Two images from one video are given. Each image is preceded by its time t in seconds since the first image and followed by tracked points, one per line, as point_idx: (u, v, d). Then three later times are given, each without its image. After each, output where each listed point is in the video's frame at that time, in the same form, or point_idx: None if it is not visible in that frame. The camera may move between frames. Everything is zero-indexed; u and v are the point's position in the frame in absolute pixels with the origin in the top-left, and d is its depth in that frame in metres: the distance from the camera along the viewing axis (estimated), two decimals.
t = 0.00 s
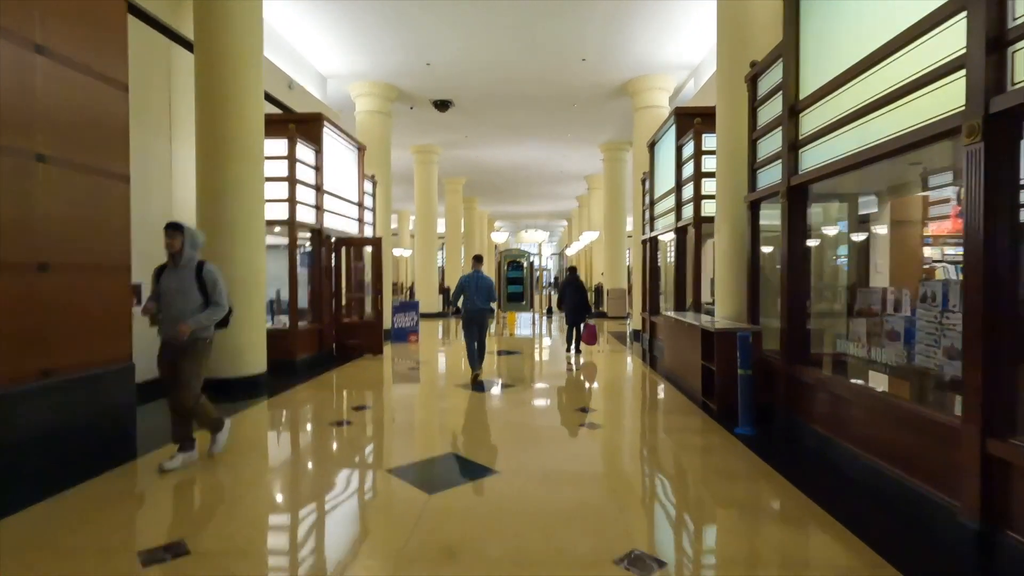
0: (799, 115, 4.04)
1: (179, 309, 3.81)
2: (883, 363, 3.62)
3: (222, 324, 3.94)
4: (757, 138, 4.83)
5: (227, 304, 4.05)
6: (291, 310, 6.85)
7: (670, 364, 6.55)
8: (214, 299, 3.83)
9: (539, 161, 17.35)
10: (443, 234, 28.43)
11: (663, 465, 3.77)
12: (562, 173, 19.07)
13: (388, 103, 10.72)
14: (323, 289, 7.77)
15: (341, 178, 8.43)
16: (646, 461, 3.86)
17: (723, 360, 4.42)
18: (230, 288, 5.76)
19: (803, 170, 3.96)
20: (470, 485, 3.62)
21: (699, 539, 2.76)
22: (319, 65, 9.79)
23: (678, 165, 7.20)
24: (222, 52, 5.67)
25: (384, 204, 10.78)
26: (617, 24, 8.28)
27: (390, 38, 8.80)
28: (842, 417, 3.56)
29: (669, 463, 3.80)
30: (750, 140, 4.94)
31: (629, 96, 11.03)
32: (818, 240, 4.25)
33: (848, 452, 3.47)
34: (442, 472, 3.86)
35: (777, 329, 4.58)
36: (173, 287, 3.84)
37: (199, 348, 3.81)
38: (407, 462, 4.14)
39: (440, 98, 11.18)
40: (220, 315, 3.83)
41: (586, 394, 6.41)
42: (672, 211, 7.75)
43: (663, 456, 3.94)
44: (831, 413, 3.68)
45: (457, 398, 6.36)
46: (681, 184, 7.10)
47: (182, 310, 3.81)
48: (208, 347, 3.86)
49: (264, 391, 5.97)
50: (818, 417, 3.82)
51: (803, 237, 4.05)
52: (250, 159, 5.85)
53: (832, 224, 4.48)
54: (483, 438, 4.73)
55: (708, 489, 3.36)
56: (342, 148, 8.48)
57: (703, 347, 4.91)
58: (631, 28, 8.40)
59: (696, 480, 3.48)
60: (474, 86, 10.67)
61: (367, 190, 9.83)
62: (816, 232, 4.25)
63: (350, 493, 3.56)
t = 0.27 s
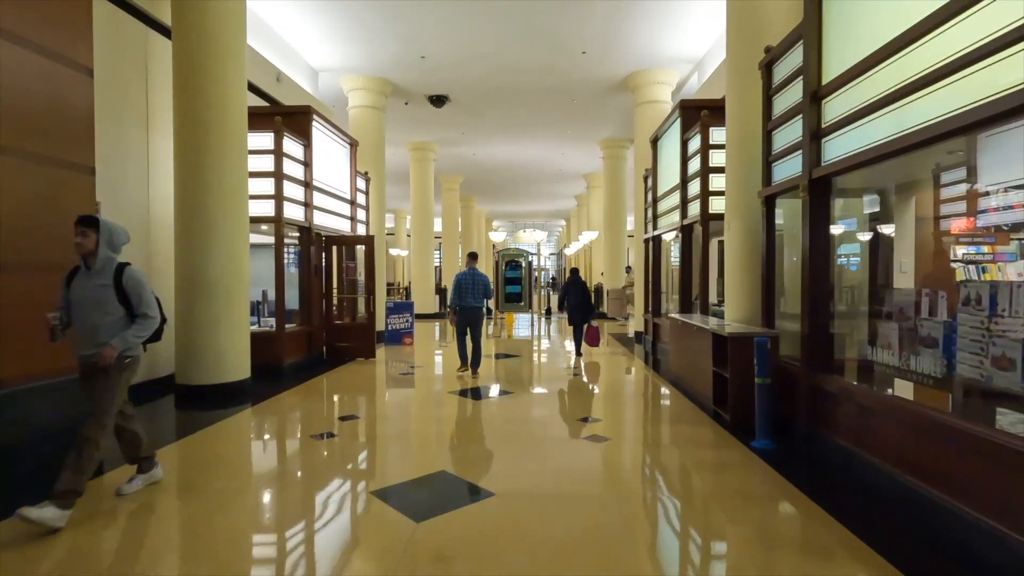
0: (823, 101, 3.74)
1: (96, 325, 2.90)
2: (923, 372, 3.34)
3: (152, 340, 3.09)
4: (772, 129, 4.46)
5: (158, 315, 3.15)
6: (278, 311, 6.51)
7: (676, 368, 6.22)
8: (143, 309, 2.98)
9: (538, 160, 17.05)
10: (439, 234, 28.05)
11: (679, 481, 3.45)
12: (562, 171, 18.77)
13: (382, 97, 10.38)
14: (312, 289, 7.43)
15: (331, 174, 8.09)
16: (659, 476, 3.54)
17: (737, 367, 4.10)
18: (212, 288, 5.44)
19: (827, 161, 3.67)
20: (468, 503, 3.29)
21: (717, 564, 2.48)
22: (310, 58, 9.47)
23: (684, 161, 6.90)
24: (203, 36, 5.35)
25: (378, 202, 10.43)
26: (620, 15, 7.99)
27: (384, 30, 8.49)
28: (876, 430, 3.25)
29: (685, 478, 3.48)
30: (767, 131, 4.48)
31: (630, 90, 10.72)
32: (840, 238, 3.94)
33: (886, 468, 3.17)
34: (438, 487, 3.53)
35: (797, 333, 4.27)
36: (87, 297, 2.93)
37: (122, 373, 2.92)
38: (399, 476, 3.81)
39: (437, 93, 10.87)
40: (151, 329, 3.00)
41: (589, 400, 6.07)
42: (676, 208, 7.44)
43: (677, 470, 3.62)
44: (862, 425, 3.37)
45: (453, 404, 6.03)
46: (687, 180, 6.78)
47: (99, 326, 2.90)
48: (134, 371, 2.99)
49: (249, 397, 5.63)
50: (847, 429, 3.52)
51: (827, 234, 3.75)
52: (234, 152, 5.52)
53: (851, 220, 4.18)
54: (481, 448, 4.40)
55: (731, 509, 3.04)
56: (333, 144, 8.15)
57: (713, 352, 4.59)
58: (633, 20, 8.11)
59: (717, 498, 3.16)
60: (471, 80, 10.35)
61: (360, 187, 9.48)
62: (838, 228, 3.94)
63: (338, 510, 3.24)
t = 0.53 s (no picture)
0: (843, 88, 3.45)
1: None
2: (961, 384, 3.01)
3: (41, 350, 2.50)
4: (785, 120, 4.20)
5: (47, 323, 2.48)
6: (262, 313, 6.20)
7: (680, 373, 5.94)
8: (13, 314, 2.38)
9: (535, 157, 16.76)
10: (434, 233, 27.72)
11: (691, 500, 3.15)
12: (559, 170, 18.47)
13: (374, 92, 10.07)
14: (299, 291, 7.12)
15: (320, 170, 7.79)
16: (668, 494, 3.25)
17: (747, 375, 3.82)
18: (189, 290, 5.13)
19: (849, 152, 3.38)
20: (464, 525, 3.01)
21: None
22: (299, 51, 9.15)
23: (687, 156, 6.62)
24: (177, 22, 5.04)
25: (370, 200, 10.13)
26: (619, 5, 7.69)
27: (375, 21, 8.18)
28: (911, 447, 2.97)
29: (697, 497, 3.19)
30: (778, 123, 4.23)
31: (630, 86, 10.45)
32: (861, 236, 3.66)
33: (924, 490, 2.89)
34: (431, 506, 3.25)
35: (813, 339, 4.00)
36: None
37: None
38: (390, 493, 3.52)
39: (431, 87, 10.57)
40: (28, 340, 2.41)
41: (589, 407, 5.79)
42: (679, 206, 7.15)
43: (688, 487, 3.33)
44: (894, 441, 3.09)
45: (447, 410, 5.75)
46: (690, 176, 6.50)
47: None
48: (17, 389, 2.45)
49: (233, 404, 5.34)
50: (875, 444, 3.24)
51: (848, 231, 3.46)
52: (212, 145, 5.20)
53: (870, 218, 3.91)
54: (477, 460, 4.12)
55: (750, 534, 2.75)
56: (322, 139, 7.84)
57: (721, 357, 4.31)
58: (633, 10, 7.82)
59: (737, 518, 2.89)
60: (466, 75, 10.06)
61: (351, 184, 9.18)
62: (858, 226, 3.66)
63: (322, 535, 2.96)
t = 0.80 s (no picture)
0: (873, 69, 3.16)
1: None
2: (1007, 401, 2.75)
3: None
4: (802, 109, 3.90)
5: None
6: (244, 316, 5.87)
7: (683, 378, 5.66)
8: None
9: (532, 156, 16.46)
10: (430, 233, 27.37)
11: (703, 523, 2.86)
12: (557, 168, 18.18)
13: (366, 86, 9.75)
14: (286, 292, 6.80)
15: (309, 165, 7.46)
16: (677, 515, 2.95)
17: (764, 384, 3.52)
18: (165, 290, 4.83)
19: (878, 140, 3.09)
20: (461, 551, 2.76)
21: None
22: (288, 43, 8.83)
23: (692, 151, 6.33)
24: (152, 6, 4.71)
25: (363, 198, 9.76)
26: None
27: (366, 12, 7.86)
28: (950, 470, 2.68)
29: (710, 519, 2.89)
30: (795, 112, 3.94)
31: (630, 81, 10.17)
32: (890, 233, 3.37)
33: (956, 511, 2.63)
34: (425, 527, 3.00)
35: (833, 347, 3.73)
36: None
37: None
38: (381, 511, 3.26)
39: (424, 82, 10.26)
40: None
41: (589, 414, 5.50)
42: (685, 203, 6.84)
43: (699, 508, 3.03)
44: (929, 462, 2.79)
45: (440, 415, 5.49)
46: (696, 171, 6.21)
47: None
48: None
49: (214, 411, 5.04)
50: (906, 464, 2.94)
51: (876, 229, 3.17)
52: (188, 137, 4.89)
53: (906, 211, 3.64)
54: (473, 473, 3.86)
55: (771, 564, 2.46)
56: (310, 134, 7.52)
57: (732, 364, 4.01)
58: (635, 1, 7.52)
59: (760, 538, 2.65)
60: (462, 69, 9.77)
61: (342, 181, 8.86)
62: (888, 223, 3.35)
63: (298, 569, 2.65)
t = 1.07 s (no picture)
0: (907, 47, 2.83)
1: None
2: None
3: None
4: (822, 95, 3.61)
5: None
6: (225, 318, 5.55)
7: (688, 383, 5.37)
8: None
9: (529, 154, 16.15)
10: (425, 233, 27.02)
11: (718, 547, 2.55)
12: (554, 166, 17.87)
13: (358, 80, 9.43)
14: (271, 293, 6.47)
15: (296, 161, 7.13)
16: (690, 539, 2.64)
17: (782, 392, 3.22)
18: (135, 291, 4.50)
19: (911, 126, 2.79)
20: None
21: None
22: (276, 35, 8.51)
23: (697, 145, 6.05)
24: None
25: (354, 194, 9.41)
26: None
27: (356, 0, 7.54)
28: (1013, 502, 2.31)
29: (726, 542, 2.59)
30: (814, 98, 3.65)
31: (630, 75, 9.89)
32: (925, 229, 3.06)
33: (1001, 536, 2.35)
34: (422, 547, 2.73)
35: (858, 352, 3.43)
36: None
37: None
38: (373, 528, 2.99)
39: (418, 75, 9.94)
40: None
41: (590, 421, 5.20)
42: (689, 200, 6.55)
43: (713, 529, 2.72)
44: (984, 489, 2.43)
45: (434, 422, 5.19)
46: (701, 166, 5.92)
47: None
48: None
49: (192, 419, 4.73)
50: (954, 488, 2.58)
51: (910, 223, 2.87)
52: (161, 126, 4.58)
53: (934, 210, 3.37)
54: (471, 485, 3.58)
55: None
56: (298, 127, 7.19)
57: (744, 370, 3.73)
58: None
59: (786, 562, 2.37)
60: (457, 62, 9.47)
61: (332, 178, 8.54)
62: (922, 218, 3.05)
63: None
